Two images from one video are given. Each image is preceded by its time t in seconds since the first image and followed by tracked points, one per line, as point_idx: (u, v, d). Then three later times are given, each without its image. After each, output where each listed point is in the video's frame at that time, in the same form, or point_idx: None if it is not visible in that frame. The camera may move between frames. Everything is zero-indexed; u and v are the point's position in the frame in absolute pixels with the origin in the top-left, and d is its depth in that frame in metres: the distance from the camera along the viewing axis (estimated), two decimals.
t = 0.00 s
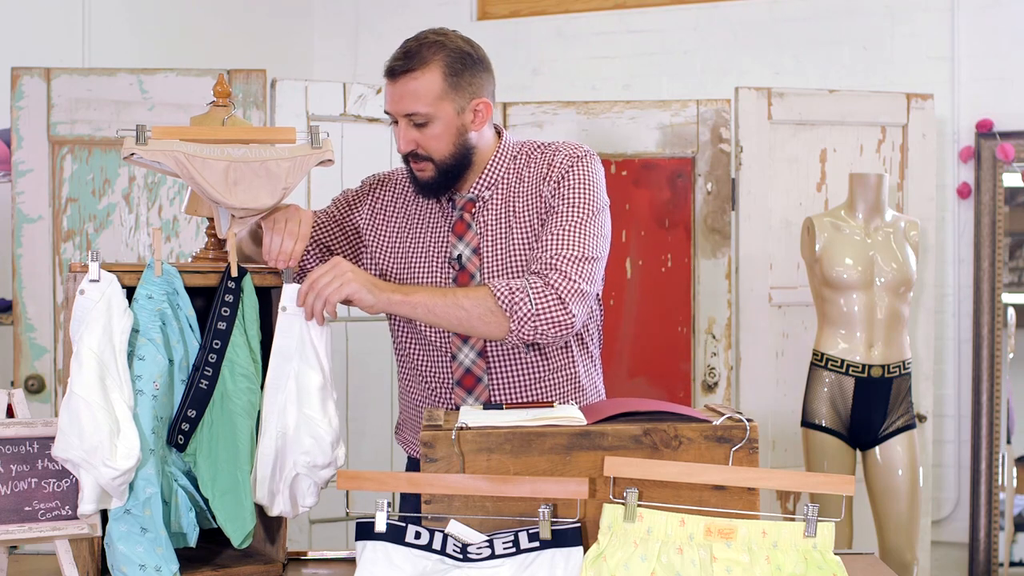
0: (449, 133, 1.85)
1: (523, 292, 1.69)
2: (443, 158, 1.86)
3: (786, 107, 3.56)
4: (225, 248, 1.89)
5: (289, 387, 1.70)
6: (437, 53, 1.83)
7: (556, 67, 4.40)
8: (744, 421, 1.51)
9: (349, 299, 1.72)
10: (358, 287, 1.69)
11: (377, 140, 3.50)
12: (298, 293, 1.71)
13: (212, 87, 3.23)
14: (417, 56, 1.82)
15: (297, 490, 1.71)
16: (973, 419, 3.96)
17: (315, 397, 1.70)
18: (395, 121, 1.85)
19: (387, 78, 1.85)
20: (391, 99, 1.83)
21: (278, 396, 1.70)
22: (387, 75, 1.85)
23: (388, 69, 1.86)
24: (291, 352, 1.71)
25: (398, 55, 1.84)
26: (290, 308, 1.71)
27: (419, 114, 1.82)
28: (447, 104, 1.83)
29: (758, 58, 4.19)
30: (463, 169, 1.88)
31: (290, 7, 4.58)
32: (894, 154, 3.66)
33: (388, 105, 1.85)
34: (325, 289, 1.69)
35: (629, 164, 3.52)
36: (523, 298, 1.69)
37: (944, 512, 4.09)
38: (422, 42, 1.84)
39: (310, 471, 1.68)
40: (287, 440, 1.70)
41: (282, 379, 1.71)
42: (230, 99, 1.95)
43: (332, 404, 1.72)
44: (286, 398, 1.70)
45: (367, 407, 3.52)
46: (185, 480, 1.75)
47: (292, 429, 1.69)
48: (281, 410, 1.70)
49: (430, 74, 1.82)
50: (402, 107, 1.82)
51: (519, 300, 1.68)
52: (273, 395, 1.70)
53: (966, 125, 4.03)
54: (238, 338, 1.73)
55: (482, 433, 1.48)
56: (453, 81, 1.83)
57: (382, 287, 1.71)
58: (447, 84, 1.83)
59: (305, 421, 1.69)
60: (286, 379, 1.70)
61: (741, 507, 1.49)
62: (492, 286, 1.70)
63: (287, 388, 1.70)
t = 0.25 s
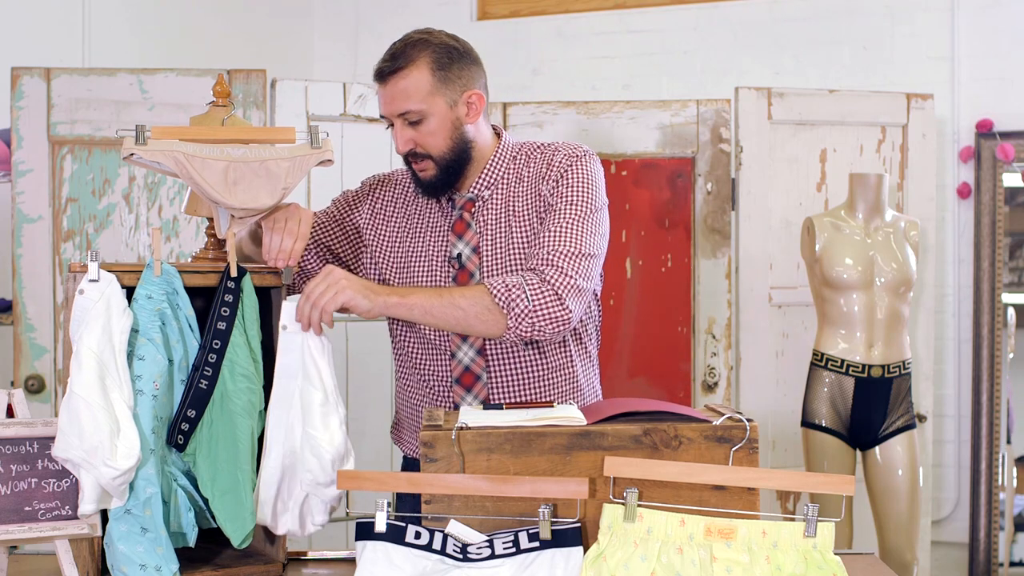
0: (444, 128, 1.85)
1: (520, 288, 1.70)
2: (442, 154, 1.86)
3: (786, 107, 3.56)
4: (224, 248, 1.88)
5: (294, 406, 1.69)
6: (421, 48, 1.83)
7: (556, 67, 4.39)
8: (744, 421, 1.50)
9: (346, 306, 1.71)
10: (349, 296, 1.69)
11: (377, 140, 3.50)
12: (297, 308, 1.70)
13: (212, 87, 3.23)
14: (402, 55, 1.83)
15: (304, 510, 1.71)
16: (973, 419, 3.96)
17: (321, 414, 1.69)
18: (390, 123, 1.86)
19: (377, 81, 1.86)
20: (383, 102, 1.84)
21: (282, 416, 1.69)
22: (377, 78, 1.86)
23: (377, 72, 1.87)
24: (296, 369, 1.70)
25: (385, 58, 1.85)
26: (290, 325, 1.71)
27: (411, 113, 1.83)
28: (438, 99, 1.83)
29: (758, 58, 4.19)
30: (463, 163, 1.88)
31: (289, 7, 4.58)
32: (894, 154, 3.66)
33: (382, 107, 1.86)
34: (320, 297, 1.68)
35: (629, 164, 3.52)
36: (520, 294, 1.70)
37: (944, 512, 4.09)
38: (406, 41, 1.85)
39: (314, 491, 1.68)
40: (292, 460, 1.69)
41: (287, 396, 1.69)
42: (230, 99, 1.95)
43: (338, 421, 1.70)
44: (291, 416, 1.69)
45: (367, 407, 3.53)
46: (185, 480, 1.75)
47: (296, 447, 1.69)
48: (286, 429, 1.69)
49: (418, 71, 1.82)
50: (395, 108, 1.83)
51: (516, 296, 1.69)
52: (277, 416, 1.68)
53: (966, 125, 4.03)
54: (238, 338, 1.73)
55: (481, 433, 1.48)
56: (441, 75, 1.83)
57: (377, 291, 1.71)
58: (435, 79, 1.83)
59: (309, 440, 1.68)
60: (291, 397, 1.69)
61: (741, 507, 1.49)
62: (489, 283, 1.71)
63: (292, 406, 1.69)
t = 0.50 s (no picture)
0: (438, 122, 1.85)
1: (539, 289, 1.69)
2: (439, 149, 1.86)
3: (786, 107, 3.56)
4: (224, 248, 1.88)
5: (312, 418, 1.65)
6: (410, 45, 1.84)
7: (556, 67, 4.39)
8: (744, 421, 1.50)
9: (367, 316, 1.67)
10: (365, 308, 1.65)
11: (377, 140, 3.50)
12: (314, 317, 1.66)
13: (212, 87, 3.23)
14: (393, 53, 1.84)
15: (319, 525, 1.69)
16: (973, 419, 3.96)
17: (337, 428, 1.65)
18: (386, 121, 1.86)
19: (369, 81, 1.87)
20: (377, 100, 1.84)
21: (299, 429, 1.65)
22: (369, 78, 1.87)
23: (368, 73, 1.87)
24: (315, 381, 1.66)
25: (376, 58, 1.86)
26: (311, 337, 1.66)
27: (405, 109, 1.83)
28: (432, 93, 1.84)
29: (758, 58, 4.19)
30: (459, 159, 1.88)
31: (289, 7, 4.57)
32: (894, 154, 3.66)
33: (376, 107, 1.86)
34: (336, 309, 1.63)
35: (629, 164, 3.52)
36: (539, 295, 1.69)
37: (944, 512, 4.09)
38: (395, 40, 1.85)
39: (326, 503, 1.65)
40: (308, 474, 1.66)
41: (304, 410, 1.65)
42: (230, 99, 1.95)
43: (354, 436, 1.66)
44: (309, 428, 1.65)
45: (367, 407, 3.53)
46: (186, 480, 1.74)
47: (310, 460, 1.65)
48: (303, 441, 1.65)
49: (409, 67, 1.83)
50: (389, 106, 1.83)
51: (535, 298, 1.68)
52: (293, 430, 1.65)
53: (966, 125, 4.03)
54: (239, 338, 1.72)
55: (481, 433, 1.48)
56: (432, 70, 1.84)
57: (397, 298, 1.68)
58: (427, 74, 1.83)
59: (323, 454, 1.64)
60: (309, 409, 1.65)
61: (741, 506, 1.49)
62: (506, 284, 1.70)
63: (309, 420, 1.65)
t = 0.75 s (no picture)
0: (442, 117, 1.82)
1: (562, 284, 1.66)
2: (442, 144, 1.83)
3: (786, 107, 3.56)
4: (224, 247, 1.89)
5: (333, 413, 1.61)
6: (413, 39, 1.81)
7: (556, 67, 4.39)
8: (744, 421, 1.50)
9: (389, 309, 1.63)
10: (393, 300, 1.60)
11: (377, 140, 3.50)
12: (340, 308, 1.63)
13: (212, 87, 3.23)
14: (397, 46, 1.81)
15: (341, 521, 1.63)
16: (973, 419, 3.96)
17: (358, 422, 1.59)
18: (388, 115, 1.83)
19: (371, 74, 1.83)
20: (380, 94, 1.81)
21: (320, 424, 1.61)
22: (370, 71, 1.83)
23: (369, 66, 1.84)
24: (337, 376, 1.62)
25: (379, 52, 1.83)
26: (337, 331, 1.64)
27: (409, 103, 1.80)
28: (436, 87, 1.81)
29: (758, 58, 4.19)
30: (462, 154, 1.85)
31: (289, 7, 4.57)
32: (894, 154, 3.66)
33: (378, 101, 1.83)
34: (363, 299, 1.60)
35: (629, 164, 3.53)
36: (562, 291, 1.65)
37: (944, 512, 4.09)
38: (398, 34, 1.83)
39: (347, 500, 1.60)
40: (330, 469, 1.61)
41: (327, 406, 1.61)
42: (229, 99, 1.96)
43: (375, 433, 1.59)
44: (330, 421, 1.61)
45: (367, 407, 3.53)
46: (186, 480, 1.74)
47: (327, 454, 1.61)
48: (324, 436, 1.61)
49: (412, 61, 1.80)
50: (392, 100, 1.80)
51: (559, 294, 1.65)
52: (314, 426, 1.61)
53: (966, 125, 4.03)
54: (239, 338, 1.73)
55: (481, 433, 1.48)
56: (435, 64, 1.81)
57: (421, 288, 1.63)
58: (431, 68, 1.81)
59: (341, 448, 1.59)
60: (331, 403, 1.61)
61: (741, 506, 1.49)
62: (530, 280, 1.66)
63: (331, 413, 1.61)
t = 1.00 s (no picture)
0: (464, 99, 1.83)
1: (580, 267, 1.65)
2: (464, 122, 1.82)
3: (786, 107, 3.56)
4: (224, 247, 1.89)
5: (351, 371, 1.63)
6: (439, 26, 1.85)
7: (556, 67, 4.39)
8: (744, 421, 1.50)
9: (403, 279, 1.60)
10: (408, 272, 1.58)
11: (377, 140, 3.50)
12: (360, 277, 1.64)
13: (212, 87, 3.23)
14: (421, 28, 1.84)
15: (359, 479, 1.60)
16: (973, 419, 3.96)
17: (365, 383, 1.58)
18: (410, 91, 1.81)
19: (393, 54, 1.83)
20: (405, 69, 1.80)
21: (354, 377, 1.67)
22: (393, 52, 1.83)
23: (391, 47, 1.84)
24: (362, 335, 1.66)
25: (399, 35, 1.85)
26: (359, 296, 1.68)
27: (437, 79, 1.80)
28: (458, 68, 1.83)
29: (758, 58, 4.19)
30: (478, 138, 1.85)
31: (289, 6, 4.57)
32: (894, 154, 3.66)
33: (401, 76, 1.81)
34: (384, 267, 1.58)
35: (629, 164, 3.53)
36: (581, 275, 1.64)
37: (944, 512, 4.09)
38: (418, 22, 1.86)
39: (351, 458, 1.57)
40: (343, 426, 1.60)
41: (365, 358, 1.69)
42: (229, 99, 1.96)
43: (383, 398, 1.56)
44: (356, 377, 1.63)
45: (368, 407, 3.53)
46: (186, 480, 1.74)
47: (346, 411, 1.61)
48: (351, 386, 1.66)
49: (437, 45, 1.82)
50: (420, 74, 1.80)
51: (577, 275, 1.63)
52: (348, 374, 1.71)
53: (966, 125, 4.03)
54: (238, 338, 1.73)
55: (481, 433, 1.48)
56: (458, 52, 1.85)
57: (438, 258, 1.60)
58: (454, 50, 1.84)
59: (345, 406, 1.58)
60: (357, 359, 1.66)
61: (741, 506, 1.49)
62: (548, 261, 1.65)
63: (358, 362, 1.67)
